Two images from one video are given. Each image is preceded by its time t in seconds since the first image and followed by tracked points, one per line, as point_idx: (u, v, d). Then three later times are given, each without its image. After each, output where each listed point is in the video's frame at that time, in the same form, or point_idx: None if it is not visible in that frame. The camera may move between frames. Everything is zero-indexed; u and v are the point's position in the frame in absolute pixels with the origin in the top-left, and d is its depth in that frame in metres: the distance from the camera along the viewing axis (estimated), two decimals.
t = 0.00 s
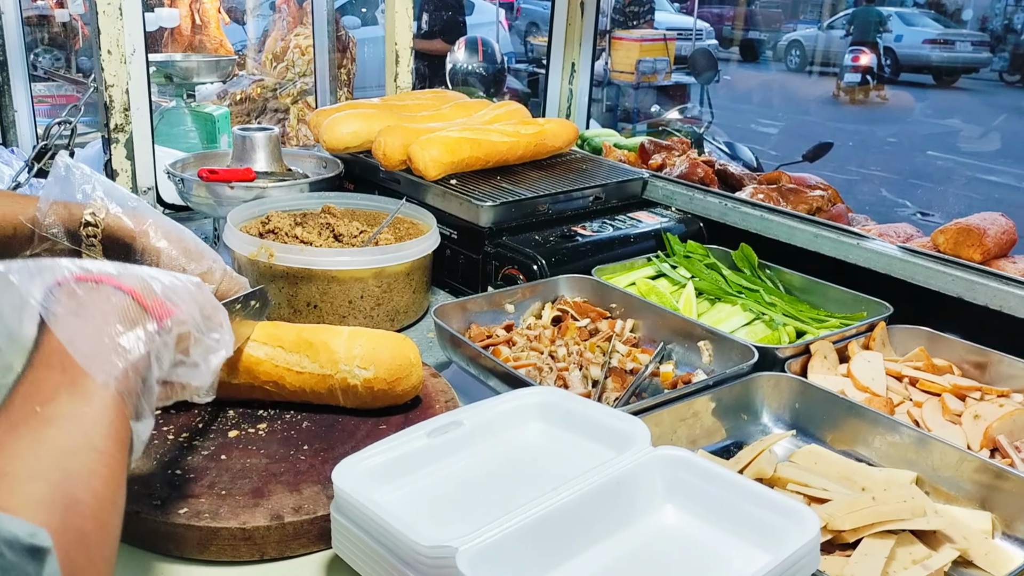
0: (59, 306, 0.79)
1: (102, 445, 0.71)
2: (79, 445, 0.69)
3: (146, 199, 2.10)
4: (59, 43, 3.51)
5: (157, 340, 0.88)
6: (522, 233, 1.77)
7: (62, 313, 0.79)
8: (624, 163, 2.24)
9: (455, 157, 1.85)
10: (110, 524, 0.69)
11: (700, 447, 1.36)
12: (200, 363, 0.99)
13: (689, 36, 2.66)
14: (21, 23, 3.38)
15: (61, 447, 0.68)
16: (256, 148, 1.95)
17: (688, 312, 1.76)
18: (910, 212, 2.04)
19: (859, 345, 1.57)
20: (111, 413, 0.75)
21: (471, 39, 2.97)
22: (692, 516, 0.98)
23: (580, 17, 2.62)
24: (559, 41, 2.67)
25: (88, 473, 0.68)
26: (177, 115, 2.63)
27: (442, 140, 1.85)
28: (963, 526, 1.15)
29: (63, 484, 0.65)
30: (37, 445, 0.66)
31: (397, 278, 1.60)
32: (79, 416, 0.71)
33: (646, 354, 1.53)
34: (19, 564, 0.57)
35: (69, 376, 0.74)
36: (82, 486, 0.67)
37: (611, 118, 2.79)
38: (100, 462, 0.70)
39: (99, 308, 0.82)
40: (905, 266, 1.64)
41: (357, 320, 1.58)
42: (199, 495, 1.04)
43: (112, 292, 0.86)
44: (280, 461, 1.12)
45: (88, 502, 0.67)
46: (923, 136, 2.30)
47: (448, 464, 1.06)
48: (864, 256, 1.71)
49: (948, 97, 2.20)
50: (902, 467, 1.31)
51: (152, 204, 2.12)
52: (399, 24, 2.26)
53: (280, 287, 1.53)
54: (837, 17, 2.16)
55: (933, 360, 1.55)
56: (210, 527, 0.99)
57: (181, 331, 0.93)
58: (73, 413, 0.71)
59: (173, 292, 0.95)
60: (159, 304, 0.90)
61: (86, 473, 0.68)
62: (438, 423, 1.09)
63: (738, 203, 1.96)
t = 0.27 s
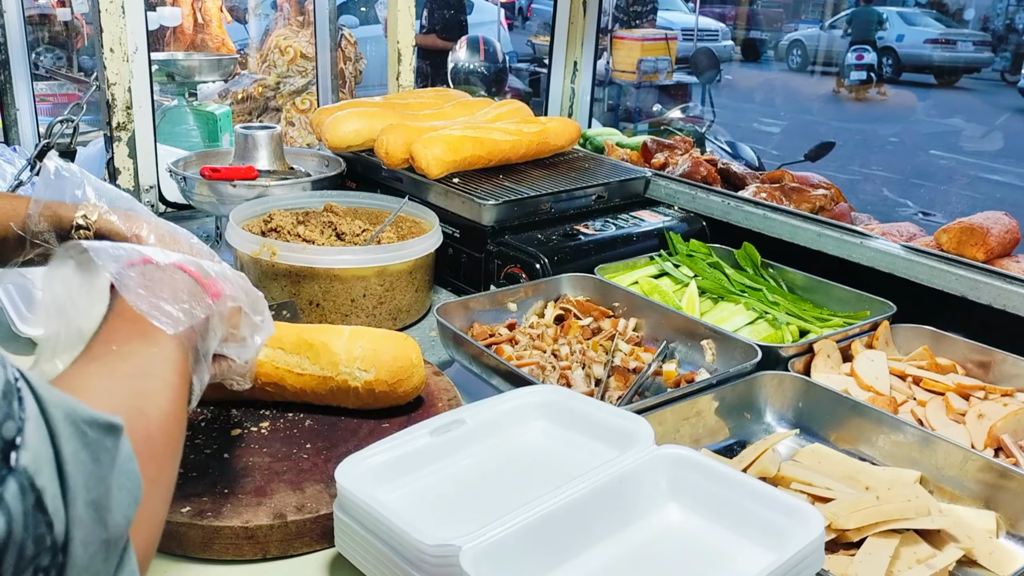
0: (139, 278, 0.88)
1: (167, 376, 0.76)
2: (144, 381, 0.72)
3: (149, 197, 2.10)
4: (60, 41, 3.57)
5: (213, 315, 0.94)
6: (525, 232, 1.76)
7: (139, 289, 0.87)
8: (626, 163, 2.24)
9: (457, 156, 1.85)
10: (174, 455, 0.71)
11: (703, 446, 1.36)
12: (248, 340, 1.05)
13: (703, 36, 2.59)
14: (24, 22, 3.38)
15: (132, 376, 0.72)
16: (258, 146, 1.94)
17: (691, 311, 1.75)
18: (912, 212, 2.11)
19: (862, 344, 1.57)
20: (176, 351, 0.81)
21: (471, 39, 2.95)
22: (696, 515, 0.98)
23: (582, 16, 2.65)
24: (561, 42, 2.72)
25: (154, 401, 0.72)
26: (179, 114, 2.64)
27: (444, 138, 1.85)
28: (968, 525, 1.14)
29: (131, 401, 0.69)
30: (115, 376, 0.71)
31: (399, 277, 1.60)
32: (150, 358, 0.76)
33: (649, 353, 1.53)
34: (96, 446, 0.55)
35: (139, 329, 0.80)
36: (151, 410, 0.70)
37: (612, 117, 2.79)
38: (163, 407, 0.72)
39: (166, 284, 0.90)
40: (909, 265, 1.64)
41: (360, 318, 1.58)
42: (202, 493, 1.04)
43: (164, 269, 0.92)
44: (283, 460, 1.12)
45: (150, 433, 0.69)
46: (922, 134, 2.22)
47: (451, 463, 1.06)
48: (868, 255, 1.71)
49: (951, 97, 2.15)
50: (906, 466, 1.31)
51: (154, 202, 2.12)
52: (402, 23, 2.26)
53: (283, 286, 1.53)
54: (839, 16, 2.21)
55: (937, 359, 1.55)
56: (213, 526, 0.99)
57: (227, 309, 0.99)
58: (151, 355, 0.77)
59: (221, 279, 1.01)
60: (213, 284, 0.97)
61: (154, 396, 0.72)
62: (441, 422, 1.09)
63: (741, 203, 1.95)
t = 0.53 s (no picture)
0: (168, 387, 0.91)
1: (184, 472, 0.80)
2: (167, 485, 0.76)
3: (149, 196, 2.10)
4: (60, 40, 3.60)
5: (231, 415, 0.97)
6: (525, 231, 1.76)
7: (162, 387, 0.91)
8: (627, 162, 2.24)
9: (457, 155, 1.85)
10: (183, 511, 0.76)
11: (703, 446, 1.36)
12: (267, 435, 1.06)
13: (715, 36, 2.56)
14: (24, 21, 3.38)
15: (139, 444, 0.79)
16: (258, 145, 1.94)
17: (691, 310, 1.75)
18: (913, 212, 2.07)
19: (862, 344, 1.56)
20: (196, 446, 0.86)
21: (471, 38, 2.95)
22: (696, 515, 0.98)
23: (582, 14, 2.63)
24: (561, 39, 2.70)
25: (173, 479, 0.77)
26: (179, 113, 2.60)
27: (444, 138, 1.85)
28: (968, 525, 1.14)
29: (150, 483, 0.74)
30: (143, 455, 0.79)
31: (399, 276, 1.60)
32: (167, 438, 0.83)
33: (648, 353, 1.53)
34: (112, 480, 0.56)
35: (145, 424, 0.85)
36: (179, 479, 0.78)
37: (613, 116, 2.79)
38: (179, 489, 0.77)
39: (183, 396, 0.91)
40: (909, 264, 1.63)
41: (360, 318, 1.58)
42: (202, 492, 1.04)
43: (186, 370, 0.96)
44: (282, 459, 1.12)
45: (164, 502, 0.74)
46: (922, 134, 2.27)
47: (451, 462, 1.06)
48: (868, 254, 1.71)
49: (950, 97, 2.19)
50: (907, 466, 1.30)
51: (154, 201, 2.11)
52: (401, 21, 2.26)
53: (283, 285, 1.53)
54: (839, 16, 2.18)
55: (937, 359, 1.55)
56: (212, 525, 0.99)
57: (249, 411, 1.01)
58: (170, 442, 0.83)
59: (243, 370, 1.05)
60: (235, 385, 1.00)
61: (168, 465, 0.78)
62: (441, 421, 1.08)
63: (742, 202, 1.95)
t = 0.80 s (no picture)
0: (90, 410, 0.72)
1: (65, 508, 0.67)
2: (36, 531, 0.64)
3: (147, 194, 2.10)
4: (59, 39, 3.54)
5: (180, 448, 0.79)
6: (524, 230, 1.76)
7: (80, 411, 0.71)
8: (625, 160, 2.24)
9: (456, 154, 1.84)
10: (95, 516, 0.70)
11: (702, 445, 1.36)
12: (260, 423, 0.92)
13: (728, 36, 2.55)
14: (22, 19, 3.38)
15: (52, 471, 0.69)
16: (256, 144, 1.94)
17: (690, 309, 1.75)
18: (912, 210, 2.08)
19: (861, 342, 1.56)
20: (90, 492, 0.69)
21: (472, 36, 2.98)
22: (695, 514, 0.98)
23: (582, 13, 2.60)
24: (560, 40, 2.67)
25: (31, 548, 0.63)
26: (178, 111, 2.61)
27: (443, 136, 1.85)
28: (967, 524, 1.14)
29: None
30: None
31: (397, 274, 1.59)
32: (54, 479, 0.67)
33: (647, 351, 1.53)
34: None
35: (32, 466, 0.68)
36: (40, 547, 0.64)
37: (612, 115, 2.77)
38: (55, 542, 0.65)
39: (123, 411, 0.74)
40: (908, 263, 1.63)
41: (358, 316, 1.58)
42: (201, 491, 1.05)
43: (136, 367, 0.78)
44: (280, 457, 1.12)
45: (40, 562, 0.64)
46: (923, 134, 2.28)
47: (449, 460, 1.06)
48: (867, 252, 1.70)
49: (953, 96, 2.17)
50: (905, 464, 1.30)
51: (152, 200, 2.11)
52: (400, 20, 2.25)
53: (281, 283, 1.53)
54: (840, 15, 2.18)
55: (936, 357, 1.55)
56: (210, 523, 0.99)
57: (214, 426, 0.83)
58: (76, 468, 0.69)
59: (226, 382, 0.86)
60: (200, 407, 0.81)
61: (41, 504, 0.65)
62: (440, 419, 1.08)
63: (741, 200, 1.95)
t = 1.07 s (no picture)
0: (74, 407, 0.70)
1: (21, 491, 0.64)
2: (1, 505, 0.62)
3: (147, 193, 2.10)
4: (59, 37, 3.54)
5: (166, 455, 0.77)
6: (524, 228, 1.76)
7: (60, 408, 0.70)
8: (625, 159, 2.24)
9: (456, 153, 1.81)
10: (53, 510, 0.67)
11: (702, 443, 1.36)
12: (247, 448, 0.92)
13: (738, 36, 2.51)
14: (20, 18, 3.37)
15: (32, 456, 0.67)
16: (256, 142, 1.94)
17: (690, 307, 1.75)
18: (911, 209, 2.10)
19: (861, 341, 1.56)
20: (54, 482, 0.67)
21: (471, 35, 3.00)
22: (695, 512, 0.98)
23: (582, 12, 2.62)
24: (560, 39, 2.68)
25: None
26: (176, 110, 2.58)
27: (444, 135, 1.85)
28: (967, 522, 1.14)
29: None
30: None
31: (397, 273, 1.60)
32: (18, 465, 0.65)
33: (647, 350, 1.53)
34: None
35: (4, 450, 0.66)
36: None
37: (612, 114, 2.78)
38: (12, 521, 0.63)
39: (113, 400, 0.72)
40: (908, 261, 1.63)
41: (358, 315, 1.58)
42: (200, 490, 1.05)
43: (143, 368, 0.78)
44: (280, 456, 1.12)
45: None
46: (922, 131, 2.24)
47: (449, 459, 1.06)
48: (866, 251, 1.71)
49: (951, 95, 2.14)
50: (905, 463, 1.31)
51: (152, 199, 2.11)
52: (400, 19, 2.25)
53: (282, 282, 1.53)
54: (840, 12, 2.20)
55: (936, 356, 1.55)
56: (211, 522, 0.99)
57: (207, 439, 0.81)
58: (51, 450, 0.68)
59: (229, 394, 0.83)
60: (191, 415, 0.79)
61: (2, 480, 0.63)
62: (440, 418, 1.08)
63: (740, 199, 1.95)
